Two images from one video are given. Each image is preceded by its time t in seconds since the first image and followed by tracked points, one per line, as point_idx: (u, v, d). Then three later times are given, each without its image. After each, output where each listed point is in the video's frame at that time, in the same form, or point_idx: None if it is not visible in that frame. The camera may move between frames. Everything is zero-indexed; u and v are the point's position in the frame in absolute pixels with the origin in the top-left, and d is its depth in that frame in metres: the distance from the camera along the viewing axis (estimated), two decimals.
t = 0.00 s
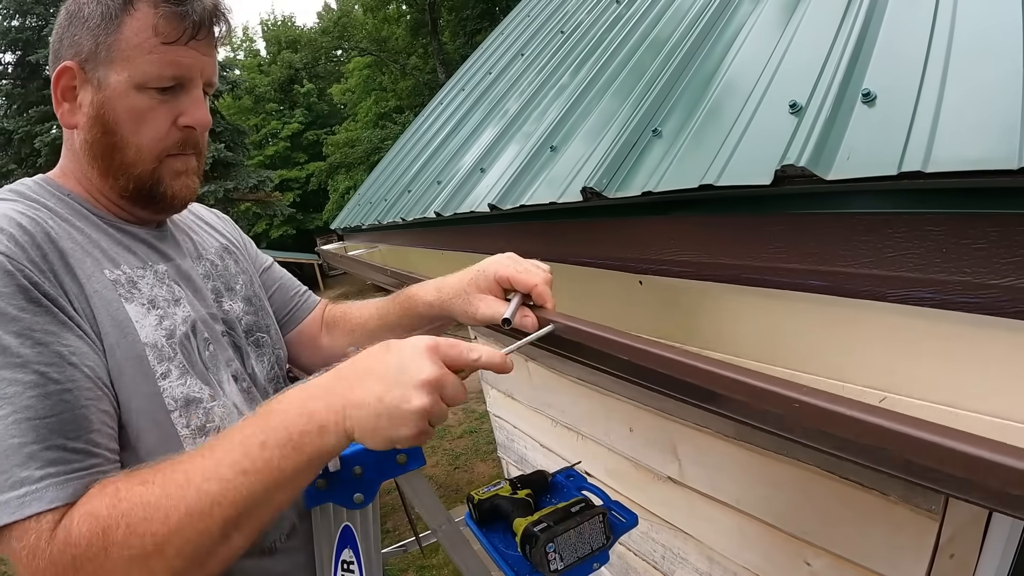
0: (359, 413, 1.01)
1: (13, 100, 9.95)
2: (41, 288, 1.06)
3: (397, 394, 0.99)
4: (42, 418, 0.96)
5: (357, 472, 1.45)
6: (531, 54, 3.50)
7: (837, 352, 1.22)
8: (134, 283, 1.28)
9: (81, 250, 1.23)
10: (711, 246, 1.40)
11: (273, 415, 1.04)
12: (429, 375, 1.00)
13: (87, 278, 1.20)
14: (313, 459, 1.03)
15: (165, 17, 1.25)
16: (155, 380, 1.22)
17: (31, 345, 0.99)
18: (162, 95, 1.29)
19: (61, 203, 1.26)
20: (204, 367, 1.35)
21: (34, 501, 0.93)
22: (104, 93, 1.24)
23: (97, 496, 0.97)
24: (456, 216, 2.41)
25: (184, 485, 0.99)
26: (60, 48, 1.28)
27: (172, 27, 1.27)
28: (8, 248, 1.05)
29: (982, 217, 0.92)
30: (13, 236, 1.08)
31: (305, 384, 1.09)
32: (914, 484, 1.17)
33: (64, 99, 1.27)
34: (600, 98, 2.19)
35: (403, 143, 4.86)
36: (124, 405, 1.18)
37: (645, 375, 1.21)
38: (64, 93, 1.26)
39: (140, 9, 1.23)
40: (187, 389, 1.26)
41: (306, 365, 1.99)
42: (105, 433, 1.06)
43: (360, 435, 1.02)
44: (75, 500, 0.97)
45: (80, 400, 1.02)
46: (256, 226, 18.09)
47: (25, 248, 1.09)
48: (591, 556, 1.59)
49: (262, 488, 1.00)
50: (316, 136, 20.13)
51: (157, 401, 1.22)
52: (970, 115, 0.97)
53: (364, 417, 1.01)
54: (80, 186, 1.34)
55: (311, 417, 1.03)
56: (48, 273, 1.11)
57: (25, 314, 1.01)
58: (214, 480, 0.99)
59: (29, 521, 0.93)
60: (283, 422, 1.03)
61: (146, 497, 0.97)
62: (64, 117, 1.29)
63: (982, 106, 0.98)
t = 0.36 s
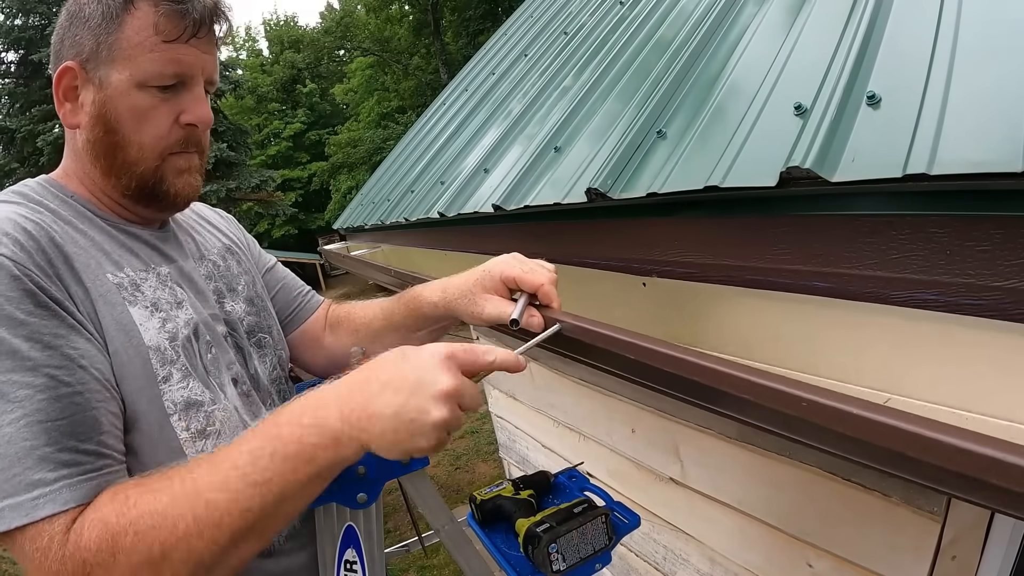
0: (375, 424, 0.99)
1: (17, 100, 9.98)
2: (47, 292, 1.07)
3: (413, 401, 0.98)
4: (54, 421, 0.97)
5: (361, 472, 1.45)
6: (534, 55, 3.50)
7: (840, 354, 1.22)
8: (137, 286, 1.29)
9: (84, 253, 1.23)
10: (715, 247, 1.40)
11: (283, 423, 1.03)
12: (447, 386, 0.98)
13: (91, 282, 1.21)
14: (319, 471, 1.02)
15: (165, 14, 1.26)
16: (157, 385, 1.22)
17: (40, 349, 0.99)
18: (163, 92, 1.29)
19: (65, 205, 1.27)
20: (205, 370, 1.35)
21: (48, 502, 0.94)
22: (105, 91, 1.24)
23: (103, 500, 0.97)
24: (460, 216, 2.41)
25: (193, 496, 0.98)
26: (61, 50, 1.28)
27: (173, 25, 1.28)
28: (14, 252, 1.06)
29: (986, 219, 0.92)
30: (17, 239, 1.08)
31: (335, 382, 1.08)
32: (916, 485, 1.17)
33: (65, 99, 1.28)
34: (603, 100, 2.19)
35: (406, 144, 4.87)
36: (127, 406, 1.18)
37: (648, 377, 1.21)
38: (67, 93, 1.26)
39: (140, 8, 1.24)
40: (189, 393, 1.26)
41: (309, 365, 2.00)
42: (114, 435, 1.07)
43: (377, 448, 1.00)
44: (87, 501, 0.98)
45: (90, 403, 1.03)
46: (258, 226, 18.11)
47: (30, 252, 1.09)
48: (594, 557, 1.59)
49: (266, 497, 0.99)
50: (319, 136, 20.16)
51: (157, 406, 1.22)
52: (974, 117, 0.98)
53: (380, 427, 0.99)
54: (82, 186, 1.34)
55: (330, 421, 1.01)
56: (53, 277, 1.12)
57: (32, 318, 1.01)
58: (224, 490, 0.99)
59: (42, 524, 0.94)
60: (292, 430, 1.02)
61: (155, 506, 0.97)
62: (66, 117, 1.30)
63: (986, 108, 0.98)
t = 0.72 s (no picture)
0: (391, 430, 0.99)
1: (14, 97, 9.96)
2: (44, 287, 1.06)
3: (436, 400, 0.98)
4: (51, 416, 0.96)
5: (359, 471, 1.45)
6: (534, 53, 3.50)
7: (840, 354, 1.22)
8: (133, 281, 1.28)
9: (82, 249, 1.22)
10: (715, 246, 1.40)
11: (282, 427, 1.02)
12: (467, 394, 0.99)
13: (89, 277, 1.20)
14: (322, 477, 1.02)
15: (162, 10, 1.25)
16: (152, 380, 1.22)
17: (38, 342, 0.99)
18: (159, 89, 1.29)
19: (61, 202, 1.26)
20: (201, 367, 1.35)
21: (44, 499, 0.93)
22: (102, 89, 1.24)
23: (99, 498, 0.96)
24: (459, 215, 2.41)
25: (185, 498, 0.97)
26: (57, 46, 1.28)
27: (169, 22, 1.27)
28: (11, 248, 1.05)
29: (988, 219, 0.92)
30: (14, 236, 1.08)
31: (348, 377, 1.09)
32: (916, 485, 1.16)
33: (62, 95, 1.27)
34: (603, 99, 2.19)
35: (405, 142, 4.86)
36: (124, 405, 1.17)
37: (647, 376, 1.21)
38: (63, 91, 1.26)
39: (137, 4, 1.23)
40: (185, 389, 1.26)
41: (308, 363, 1.99)
42: (109, 431, 1.07)
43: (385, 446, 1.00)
44: (85, 496, 0.98)
45: (87, 397, 1.03)
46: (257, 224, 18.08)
47: (26, 248, 1.09)
48: (592, 557, 1.59)
49: (262, 507, 0.98)
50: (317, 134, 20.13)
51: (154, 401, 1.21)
52: (976, 117, 0.97)
53: (389, 424, 1.00)
54: (77, 184, 1.34)
55: (337, 417, 1.02)
56: (50, 274, 1.11)
57: (29, 312, 1.01)
58: (218, 492, 0.98)
59: (40, 520, 0.94)
60: (291, 430, 1.01)
61: (146, 508, 0.96)
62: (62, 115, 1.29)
63: (989, 108, 0.97)
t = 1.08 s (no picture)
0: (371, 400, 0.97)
1: (17, 97, 9.98)
2: (39, 288, 1.07)
3: (401, 379, 0.96)
4: (55, 410, 0.97)
5: (361, 472, 1.44)
6: (536, 52, 3.49)
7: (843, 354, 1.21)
8: (127, 282, 1.28)
9: (75, 253, 1.22)
10: (718, 245, 1.40)
11: (284, 404, 1.02)
12: (436, 357, 0.97)
13: (82, 279, 1.20)
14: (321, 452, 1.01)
15: (161, 16, 1.25)
16: (146, 382, 1.21)
17: (33, 340, 0.99)
18: (155, 93, 1.28)
19: (55, 205, 1.26)
20: (195, 368, 1.34)
21: (49, 489, 0.93)
22: (99, 91, 1.24)
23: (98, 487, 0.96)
24: (461, 214, 2.40)
25: (195, 471, 0.99)
26: (56, 48, 1.28)
27: (168, 27, 1.27)
28: (4, 251, 1.05)
29: (993, 218, 0.91)
30: (8, 239, 1.08)
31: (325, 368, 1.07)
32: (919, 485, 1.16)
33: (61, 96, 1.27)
34: (604, 98, 2.18)
35: (406, 142, 4.86)
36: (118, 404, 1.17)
37: (650, 375, 1.20)
38: (60, 93, 1.26)
39: (137, 9, 1.23)
40: (178, 390, 1.25)
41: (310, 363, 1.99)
42: (110, 429, 1.07)
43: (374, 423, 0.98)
44: (90, 486, 0.97)
45: (88, 393, 1.03)
46: (259, 224, 18.10)
47: (21, 250, 1.09)
48: (595, 556, 1.58)
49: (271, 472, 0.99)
50: (319, 134, 20.14)
51: (146, 403, 1.21)
52: (981, 115, 0.96)
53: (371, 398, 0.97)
54: (72, 186, 1.34)
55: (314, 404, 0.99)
56: (44, 274, 1.12)
57: (25, 311, 1.01)
58: (227, 465, 0.98)
59: (45, 510, 0.93)
60: (292, 406, 1.01)
61: (160, 482, 0.98)
62: (59, 116, 1.30)
63: (994, 106, 0.97)
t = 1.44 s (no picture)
0: (363, 394, 0.96)
1: (17, 96, 9.98)
2: (36, 284, 1.06)
3: (398, 368, 0.96)
4: (52, 405, 0.96)
5: (361, 472, 1.44)
6: (536, 50, 3.48)
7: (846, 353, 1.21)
8: (125, 279, 1.27)
9: (72, 250, 1.22)
10: (720, 244, 1.39)
11: (276, 401, 1.01)
12: (436, 347, 0.97)
13: (81, 276, 1.20)
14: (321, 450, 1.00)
15: (166, 16, 1.24)
16: (143, 379, 1.21)
17: (31, 335, 0.99)
18: (158, 92, 1.27)
19: (54, 203, 1.26)
20: (194, 365, 1.34)
21: (45, 485, 0.92)
22: (103, 88, 1.23)
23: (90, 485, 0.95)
24: (462, 213, 2.40)
25: (189, 467, 0.96)
26: (59, 45, 1.27)
27: (172, 27, 1.26)
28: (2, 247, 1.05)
29: (998, 216, 0.91)
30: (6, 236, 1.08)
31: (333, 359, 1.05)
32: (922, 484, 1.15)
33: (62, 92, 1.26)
34: (605, 96, 2.17)
35: (406, 140, 4.85)
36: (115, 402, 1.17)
37: (652, 375, 1.19)
38: (63, 91, 1.25)
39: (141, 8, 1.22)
40: (175, 387, 1.25)
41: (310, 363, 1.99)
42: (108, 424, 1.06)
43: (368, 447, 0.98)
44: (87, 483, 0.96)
45: (85, 389, 1.03)
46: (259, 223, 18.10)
47: (19, 247, 1.08)
48: (596, 556, 1.58)
49: (279, 474, 0.98)
50: (320, 133, 20.14)
51: (145, 400, 1.21)
52: (986, 112, 0.96)
53: (360, 403, 0.97)
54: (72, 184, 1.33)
55: (302, 404, 0.99)
56: (42, 271, 1.11)
57: (23, 307, 1.01)
58: (222, 463, 0.96)
59: (41, 507, 0.92)
60: (289, 404, 1.00)
61: (152, 480, 0.95)
62: (60, 112, 1.29)
63: (999, 104, 0.96)
